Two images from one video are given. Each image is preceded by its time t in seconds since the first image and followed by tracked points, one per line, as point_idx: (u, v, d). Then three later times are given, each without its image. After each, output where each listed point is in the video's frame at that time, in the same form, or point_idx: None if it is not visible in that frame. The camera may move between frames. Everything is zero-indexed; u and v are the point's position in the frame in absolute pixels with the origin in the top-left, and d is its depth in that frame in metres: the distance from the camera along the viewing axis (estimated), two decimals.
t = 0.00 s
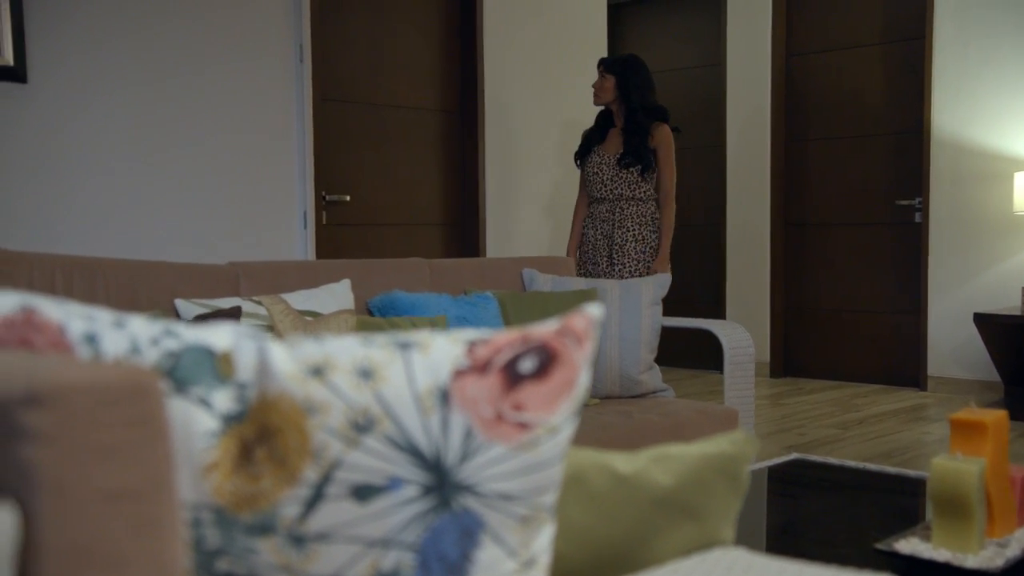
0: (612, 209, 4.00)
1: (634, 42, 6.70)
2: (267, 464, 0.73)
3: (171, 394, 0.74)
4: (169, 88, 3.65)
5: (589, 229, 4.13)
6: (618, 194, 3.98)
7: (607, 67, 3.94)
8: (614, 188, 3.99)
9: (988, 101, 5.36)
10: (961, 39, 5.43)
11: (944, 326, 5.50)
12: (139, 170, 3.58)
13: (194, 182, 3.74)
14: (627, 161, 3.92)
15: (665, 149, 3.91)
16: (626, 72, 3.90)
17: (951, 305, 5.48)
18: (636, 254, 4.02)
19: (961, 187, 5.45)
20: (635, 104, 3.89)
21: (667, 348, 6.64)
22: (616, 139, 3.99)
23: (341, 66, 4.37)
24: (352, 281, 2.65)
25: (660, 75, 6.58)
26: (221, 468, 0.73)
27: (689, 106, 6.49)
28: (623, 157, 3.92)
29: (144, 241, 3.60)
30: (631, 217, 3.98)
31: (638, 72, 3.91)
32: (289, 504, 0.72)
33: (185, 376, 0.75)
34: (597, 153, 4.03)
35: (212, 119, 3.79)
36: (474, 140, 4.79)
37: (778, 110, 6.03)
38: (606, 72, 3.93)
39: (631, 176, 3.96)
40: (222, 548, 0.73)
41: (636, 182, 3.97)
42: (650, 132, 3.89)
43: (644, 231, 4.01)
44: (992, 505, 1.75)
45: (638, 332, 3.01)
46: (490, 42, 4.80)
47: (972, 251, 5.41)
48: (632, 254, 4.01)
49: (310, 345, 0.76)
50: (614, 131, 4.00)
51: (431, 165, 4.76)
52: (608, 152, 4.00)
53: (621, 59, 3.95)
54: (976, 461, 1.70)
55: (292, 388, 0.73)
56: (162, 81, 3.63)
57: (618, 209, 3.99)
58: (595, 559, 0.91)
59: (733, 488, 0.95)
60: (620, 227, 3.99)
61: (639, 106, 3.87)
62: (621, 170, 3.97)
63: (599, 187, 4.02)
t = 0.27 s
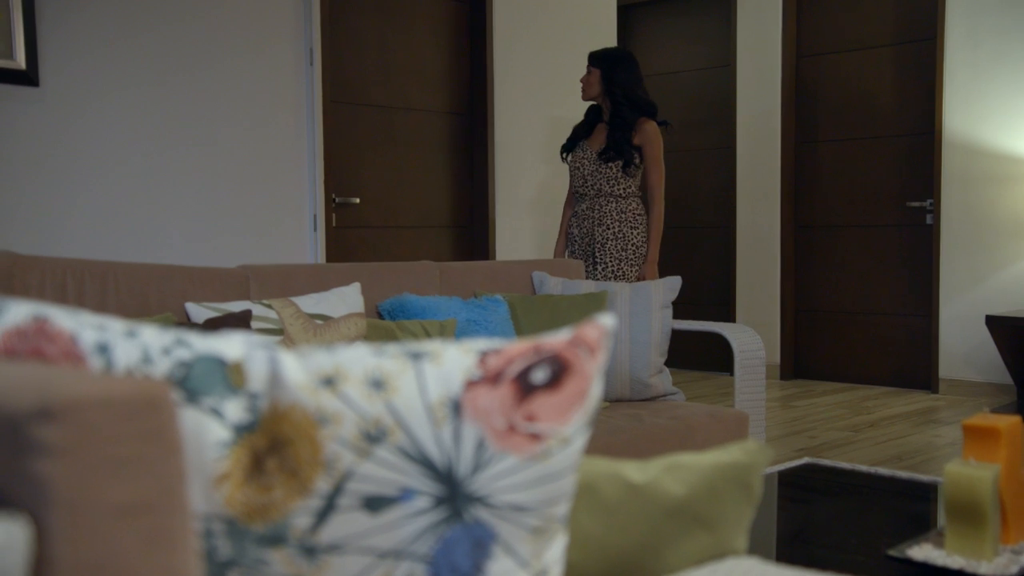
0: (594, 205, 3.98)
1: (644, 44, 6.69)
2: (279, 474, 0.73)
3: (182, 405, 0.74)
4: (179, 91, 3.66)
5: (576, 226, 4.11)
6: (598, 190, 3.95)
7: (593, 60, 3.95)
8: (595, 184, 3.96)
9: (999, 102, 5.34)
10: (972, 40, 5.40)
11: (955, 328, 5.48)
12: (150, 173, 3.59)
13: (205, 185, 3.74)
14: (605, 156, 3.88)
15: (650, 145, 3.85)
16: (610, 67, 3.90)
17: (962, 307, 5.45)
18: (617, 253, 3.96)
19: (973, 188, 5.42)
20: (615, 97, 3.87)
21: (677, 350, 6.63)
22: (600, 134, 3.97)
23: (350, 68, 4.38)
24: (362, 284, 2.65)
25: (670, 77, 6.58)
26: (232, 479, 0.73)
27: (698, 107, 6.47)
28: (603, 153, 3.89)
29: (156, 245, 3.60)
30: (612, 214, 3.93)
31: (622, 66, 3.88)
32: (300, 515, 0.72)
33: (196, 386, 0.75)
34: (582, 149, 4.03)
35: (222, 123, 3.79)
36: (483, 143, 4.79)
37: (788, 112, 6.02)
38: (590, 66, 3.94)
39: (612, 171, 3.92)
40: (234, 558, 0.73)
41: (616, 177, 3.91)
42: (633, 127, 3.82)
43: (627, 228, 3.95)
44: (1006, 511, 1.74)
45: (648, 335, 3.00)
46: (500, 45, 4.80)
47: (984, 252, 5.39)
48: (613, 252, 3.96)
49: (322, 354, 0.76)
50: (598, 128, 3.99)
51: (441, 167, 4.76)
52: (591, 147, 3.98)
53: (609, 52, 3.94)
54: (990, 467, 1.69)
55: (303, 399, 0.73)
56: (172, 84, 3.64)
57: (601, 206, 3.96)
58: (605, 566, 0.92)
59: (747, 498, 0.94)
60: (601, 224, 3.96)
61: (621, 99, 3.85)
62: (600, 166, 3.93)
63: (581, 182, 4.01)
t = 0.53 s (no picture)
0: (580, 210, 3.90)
1: (656, 46, 6.68)
2: (292, 483, 0.73)
3: (195, 413, 0.74)
4: (192, 95, 3.67)
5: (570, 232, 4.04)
6: (583, 194, 3.86)
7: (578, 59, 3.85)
8: (579, 188, 3.88)
9: (1014, 104, 5.30)
10: (987, 41, 5.36)
11: (970, 331, 5.44)
12: (163, 177, 3.60)
13: (217, 189, 3.75)
14: (587, 158, 3.80)
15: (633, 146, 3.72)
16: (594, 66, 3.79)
17: (977, 310, 5.42)
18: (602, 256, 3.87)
19: (987, 191, 5.39)
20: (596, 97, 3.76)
21: (690, 353, 6.61)
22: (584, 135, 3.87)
23: (363, 70, 4.38)
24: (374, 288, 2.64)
25: (682, 80, 6.57)
26: (245, 488, 0.73)
27: (710, 110, 6.45)
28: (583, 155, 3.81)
29: (169, 249, 3.61)
30: (598, 217, 3.84)
31: (608, 65, 3.78)
32: (313, 525, 0.72)
33: (209, 394, 0.74)
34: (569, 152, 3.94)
35: (234, 126, 3.80)
36: (495, 146, 4.79)
37: (801, 114, 5.99)
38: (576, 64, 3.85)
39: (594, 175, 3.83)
40: (246, 567, 0.73)
41: (599, 180, 3.81)
42: (614, 126, 3.72)
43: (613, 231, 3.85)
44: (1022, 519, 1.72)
45: (660, 339, 2.99)
46: (512, 48, 4.80)
47: (998, 255, 5.35)
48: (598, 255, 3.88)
49: (335, 363, 0.75)
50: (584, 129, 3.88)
51: (452, 171, 4.76)
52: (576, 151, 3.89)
53: (595, 50, 3.83)
54: (1006, 474, 1.67)
55: (315, 407, 0.73)
56: (184, 88, 3.65)
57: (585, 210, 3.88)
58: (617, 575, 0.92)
59: (761, 507, 0.93)
60: (587, 227, 3.87)
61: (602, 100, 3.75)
62: (584, 168, 3.84)
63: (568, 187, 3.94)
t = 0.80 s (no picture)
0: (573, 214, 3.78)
1: (671, 48, 6.66)
2: (307, 490, 0.73)
3: (210, 420, 0.74)
4: (207, 99, 3.68)
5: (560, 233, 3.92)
6: (578, 198, 3.73)
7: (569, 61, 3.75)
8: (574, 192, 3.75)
9: None
10: (1005, 42, 5.31)
11: (988, 334, 5.40)
12: (179, 181, 3.61)
13: (233, 193, 3.77)
14: (582, 160, 3.68)
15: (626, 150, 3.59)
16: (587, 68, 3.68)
17: (995, 313, 5.38)
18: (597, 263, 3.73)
19: (1005, 193, 5.35)
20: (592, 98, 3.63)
21: (705, 356, 6.59)
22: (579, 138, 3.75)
23: (376, 74, 4.39)
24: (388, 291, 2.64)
25: (696, 82, 6.55)
26: (260, 494, 0.73)
27: (725, 112, 6.43)
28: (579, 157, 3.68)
29: (184, 252, 3.63)
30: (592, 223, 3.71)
31: (601, 67, 3.66)
32: (328, 531, 0.72)
33: (224, 402, 0.75)
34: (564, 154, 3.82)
35: (250, 130, 3.82)
36: (510, 148, 4.79)
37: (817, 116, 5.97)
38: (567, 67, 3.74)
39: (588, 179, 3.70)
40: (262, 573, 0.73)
41: (592, 184, 3.68)
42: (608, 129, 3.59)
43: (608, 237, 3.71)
44: None
45: (675, 342, 2.98)
46: (526, 51, 4.80)
47: (1017, 258, 5.31)
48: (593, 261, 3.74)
49: (349, 369, 0.75)
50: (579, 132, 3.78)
51: (467, 173, 4.76)
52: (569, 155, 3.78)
53: (586, 52, 3.72)
54: None
55: (330, 415, 0.73)
56: (200, 92, 3.66)
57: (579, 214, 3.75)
58: None
59: (778, 514, 0.93)
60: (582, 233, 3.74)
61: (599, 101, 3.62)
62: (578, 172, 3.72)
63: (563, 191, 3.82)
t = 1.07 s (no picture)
0: (562, 214, 3.71)
1: (687, 50, 6.65)
2: (321, 494, 0.73)
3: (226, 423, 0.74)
4: (224, 102, 3.70)
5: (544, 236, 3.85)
6: (566, 199, 3.68)
7: (561, 61, 3.62)
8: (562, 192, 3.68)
9: None
10: None
11: (1006, 337, 5.36)
12: (195, 184, 3.63)
13: (248, 196, 3.78)
14: (573, 161, 3.60)
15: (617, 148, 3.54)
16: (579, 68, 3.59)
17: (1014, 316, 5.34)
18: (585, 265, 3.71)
19: None
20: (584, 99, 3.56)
21: (721, 358, 6.57)
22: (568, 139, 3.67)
23: (391, 76, 4.39)
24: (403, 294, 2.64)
25: (712, 83, 6.53)
26: (275, 497, 0.73)
27: (741, 113, 6.41)
28: (569, 158, 3.60)
29: (201, 255, 3.64)
30: (580, 224, 3.67)
31: (593, 66, 3.58)
32: (343, 535, 0.72)
33: (240, 405, 0.75)
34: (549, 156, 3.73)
35: (265, 133, 3.83)
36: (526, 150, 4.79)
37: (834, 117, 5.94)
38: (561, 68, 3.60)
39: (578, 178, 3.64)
40: None
41: (584, 185, 3.64)
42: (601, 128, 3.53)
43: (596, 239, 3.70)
44: None
45: (691, 344, 2.97)
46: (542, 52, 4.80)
47: None
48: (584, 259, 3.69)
49: (364, 373, 0.75)
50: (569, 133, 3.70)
51: (482, 175, 4.76)
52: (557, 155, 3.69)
53: (575, 51, 3.62)
54: None
55: (345, 418, 0.73)
56: (216, 95, 3.68)
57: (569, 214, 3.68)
58: None
59: (794, 518, 0.92)
60: (569, 234, 3.71)
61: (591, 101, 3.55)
62: (566, 173, 3.65)
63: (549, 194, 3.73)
